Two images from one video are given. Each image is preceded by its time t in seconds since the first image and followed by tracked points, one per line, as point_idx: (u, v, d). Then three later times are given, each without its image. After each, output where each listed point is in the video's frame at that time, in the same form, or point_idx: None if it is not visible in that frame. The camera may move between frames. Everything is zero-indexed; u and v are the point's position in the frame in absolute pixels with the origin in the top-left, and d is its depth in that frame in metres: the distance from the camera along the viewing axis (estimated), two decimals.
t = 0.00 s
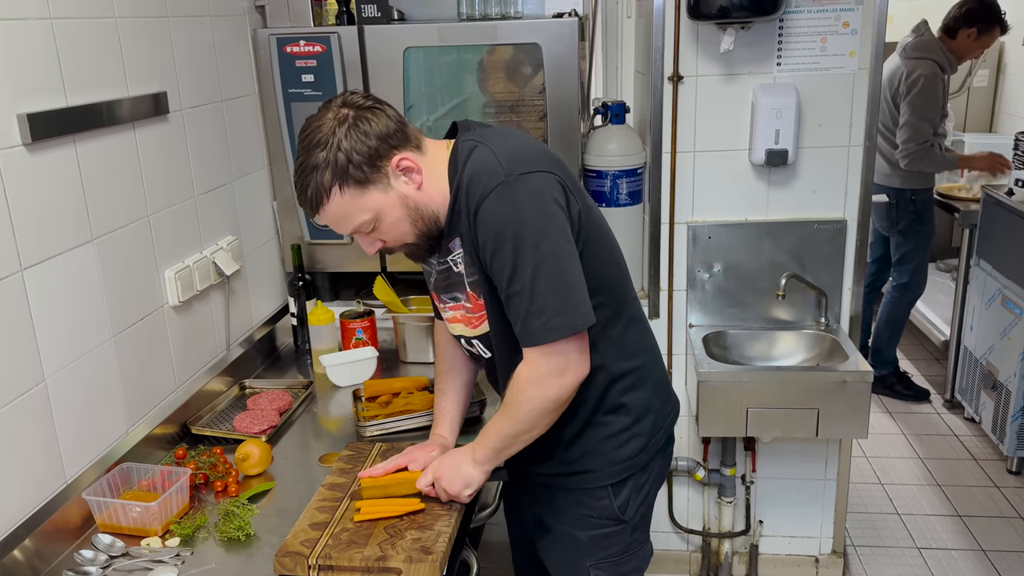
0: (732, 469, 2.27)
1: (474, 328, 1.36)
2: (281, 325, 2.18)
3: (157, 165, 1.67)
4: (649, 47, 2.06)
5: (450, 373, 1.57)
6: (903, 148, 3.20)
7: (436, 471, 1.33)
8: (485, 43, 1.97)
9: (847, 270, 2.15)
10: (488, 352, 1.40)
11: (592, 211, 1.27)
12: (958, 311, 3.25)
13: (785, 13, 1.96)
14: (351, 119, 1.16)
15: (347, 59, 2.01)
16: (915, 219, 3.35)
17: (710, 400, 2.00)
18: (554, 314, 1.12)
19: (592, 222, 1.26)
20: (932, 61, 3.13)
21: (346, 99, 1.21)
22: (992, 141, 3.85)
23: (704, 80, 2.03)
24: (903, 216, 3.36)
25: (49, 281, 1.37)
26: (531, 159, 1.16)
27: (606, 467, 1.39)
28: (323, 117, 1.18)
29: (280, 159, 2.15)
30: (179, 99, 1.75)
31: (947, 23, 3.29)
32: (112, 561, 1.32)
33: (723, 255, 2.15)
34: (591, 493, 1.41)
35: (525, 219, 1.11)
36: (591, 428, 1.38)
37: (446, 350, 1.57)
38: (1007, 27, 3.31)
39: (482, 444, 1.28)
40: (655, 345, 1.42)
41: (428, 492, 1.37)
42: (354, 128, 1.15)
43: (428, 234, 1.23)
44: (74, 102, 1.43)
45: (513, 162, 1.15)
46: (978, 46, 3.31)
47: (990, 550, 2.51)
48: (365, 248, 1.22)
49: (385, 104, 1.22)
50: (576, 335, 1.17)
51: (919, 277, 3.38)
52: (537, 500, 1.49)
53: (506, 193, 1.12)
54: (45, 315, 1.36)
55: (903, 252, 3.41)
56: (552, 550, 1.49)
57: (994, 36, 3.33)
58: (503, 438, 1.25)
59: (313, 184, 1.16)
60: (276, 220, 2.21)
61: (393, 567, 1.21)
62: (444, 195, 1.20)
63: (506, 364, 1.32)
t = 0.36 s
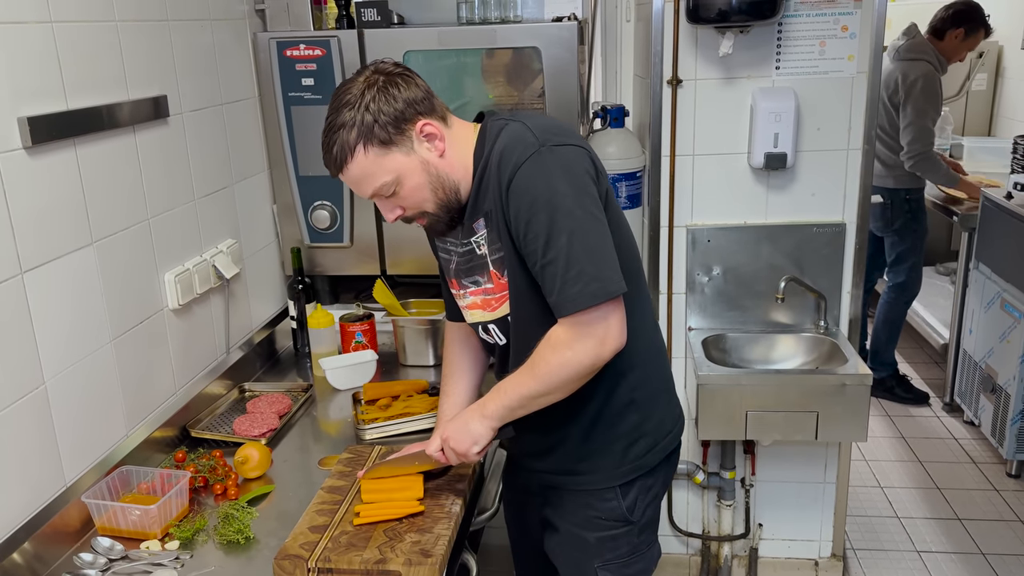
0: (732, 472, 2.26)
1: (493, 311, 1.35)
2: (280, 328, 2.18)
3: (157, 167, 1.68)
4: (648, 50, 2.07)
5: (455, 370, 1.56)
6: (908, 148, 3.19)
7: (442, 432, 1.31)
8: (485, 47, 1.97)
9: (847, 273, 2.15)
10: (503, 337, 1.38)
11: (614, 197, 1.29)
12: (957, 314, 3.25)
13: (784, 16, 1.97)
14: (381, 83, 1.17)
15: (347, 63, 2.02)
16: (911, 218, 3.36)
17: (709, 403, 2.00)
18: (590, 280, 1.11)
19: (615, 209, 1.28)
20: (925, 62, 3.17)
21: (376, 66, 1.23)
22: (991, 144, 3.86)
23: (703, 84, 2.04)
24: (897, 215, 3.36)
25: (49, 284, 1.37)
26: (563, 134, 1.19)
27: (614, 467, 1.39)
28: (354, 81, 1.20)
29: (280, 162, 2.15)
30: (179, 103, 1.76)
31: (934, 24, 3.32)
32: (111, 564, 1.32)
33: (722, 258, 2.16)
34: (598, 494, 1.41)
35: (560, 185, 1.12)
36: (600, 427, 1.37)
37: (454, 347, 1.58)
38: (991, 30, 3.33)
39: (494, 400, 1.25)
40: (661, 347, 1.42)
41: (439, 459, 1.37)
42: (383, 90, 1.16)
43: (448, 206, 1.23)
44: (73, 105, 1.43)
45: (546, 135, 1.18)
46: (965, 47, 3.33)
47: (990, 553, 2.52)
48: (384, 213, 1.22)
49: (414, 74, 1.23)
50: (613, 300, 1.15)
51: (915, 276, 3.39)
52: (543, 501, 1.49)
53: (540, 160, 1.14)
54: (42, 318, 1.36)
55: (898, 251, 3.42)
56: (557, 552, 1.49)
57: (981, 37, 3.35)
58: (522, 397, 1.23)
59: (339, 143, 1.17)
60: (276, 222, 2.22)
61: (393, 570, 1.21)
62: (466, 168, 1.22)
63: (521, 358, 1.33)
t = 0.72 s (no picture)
0: (731, 474, 2.26)
1: (499, 307, 1.35)
2: (279, 331, 2.18)
3: (155, 169, 1.67)
4: (646, 53, 2.07)
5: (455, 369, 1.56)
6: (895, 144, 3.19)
7: (441, 430, 1.31)
8: (483, 49, 1.97)
9: (847, 275, 2.15)
10: (508, 334, 1.38)
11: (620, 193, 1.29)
12: (955, 316, 3.25)
13: (783, 19, 1.97)
14: (391, 79, 1.17)
15: (346, 65, 2.02)
16: (895, 217, 3.36)
17: (708, 405, 2.00)
18: (590, 276, 1.11)
19: (619, 205, 1.28)
20: (908, 61, 3.17)
21: (386, 63, 1.23)
22: (990, 146, 3.87)
23: (701, 86, 2.04)
24: (881, 214, 3.37)
25: (47, 287, 1.37)
26: (570, 131, 1.19)
27: (620, 465, 1.39)
28: (364, 77, 1.20)
29: (279, 164, 2.14)
30: (178, 105, 1.76)
31: (921, 26, 3.34)
32: (110, 567, 1.32)
33: (721, 260, 2.16)
34: (604, 493, 1.41)
35: (565, 181, 1.12)
36: (605, 426, 1.37)
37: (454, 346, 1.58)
38: (978, 29, 3.34)
39: (491, 397, 1.25)
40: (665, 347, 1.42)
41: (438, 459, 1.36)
42: (393, 86, 1.16)
43: (456, 202, 1.23)
44: (71, 108, 1.43)
45: (553, 131, 1.18)
46: (951, 47, 3.34)
47: (988, 554, 2.52)
48: (392, 209, 1.21)
49: (423, 72, 1.23)
50: (610, 297, 1.16)
51: (908, 274, 3.41)
52: (546, 500, 1.49)
53: (546, 156, 1.14)
54: (38, 322, 1.35)
55: (887, 249, 3.42)
56: (560, 553, 1.48)
57: (969, 37, 3.36)
58: (520, 394, 1.22)
59: (349, 137, 1.16)
60: (275, 225, 2.21)
61: (392, 573, 1.21)
62: (474, 165, 1.22)
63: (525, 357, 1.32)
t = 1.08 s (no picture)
0: (729, 475, 2.26)
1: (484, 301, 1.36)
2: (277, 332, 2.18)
3: (153, 170, 1.67)
4: (644, 53, 2.08)
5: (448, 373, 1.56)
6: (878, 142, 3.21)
7: (433, 433, 1.31)
8: (481, 50, 1.97)
9: (844, 275, 2.15)
10: (495, 329, 1.39)
11: (604, 189, 1.29)
12: (953, 316, 3.26)
13: (781, 20, 1.97)
14: (378, 77, 1.18)
15: (344, 66, 2.02)
16: (889, 217, 3.37)
17: (706, 406, 2.00)
18: (572, 266, 1.11)
19: (603, 202, 1.28)
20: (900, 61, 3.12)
21: (373, 62, 1.24)
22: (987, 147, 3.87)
23: (699, 87, 2.04)
24: (876, 213, 3.37)
25: (45, 288, 1.37)
26: (552, 124, 1.20)
27: (608, 463, 1.39)
28: (352, 75, 1.21)
29: (276, 165, 2.14)
30: (175, 106, 1.76)
31: (914, 28, 3.35)
32: (108, 569, 1.32)
33: (719, 260, 2.16)
34: (594, 493, 1.40)
35: (547, 173, 1.12)
36: (593, 424, 1.37)
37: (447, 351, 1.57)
38: (973, 31, 3.35)
39: (481, 396, 1.25)
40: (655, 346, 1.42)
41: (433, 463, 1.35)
42: (380, 83, 1.17)
43: (444, 198, 1.23)
44: (68, 109, 1.42)
45: (535, 125, 1.18)
46: (944, 49, 3.36)
47: (986, 555, 2.52)
48: (381, 206, 1.21)
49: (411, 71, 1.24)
50: (593, 287, 1.15)
51: (900, 273, 3.42)
52: (539, 500, 1.49)
53: (529, 148, 1.14)
54: (35, 324, 1.35)
55: (880, 248, 3.43)
56: (554, 554, 1.48)
57: (964, 38, 3.37)
58: (508, 390, 1.22)
59: (336, 134, 1.17)
60: (272, 226, 2.21)
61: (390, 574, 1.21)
62: (462, 161, 1.22)
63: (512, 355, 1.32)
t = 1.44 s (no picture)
0: (727, 475, 2.26)
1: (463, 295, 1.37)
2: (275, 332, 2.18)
3: (149, 171, 1.67)
4: (641, 54, 2.08)
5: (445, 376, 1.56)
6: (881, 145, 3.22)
7: (419, 434, 1.31)
8: (479, 51, 1.98)
9: (840, 276, 2.16)
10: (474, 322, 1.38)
11: (583, 182, 1.29)
12: (950, 316, 3.26)
13: (778, 20, 1.97)
14: (360, 72, 1.19)
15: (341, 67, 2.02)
16: (883, 216, 3.36)
17: (704, 406, 2.00)
18: (544, 252, 1.10)
19: (581, 197, 1.28)
20: (893, 65, 3.18)
21: (357, 59, 1.25)
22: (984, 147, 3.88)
23: (696, 88, 2.04)
24: (870, 214, 3.37)
25: (41, 288, 1.37)
26: (528, 115, 1.20)
27: (587, 461, 1.38)
28: (336, 71, 1.22)
29: (274, 166, 2.14)
30: (173, 107, 1.76)
31: (904, 32, 3.39)
32: (105, 570, 1.32)
33: (716, 260, 2.16)
34: (577, 498, 1.41)
35: (520, 159, 1.12)
36: (572, 422, 1.36)
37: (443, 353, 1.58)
38: (963, 33, 3.36)
39: (460, 391, 1.24)
40: (636, 346, 1.41)
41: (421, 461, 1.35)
42: (362, 78, 1.19)
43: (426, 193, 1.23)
44: (66, 110, 1.42)
45: (511, 115, 1.19)
46: (933, 52, 3.38)
47: (984, 555, 2.52)
48: (364, 201, 1.22)
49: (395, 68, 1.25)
50: (566, 272, 1.13)
51: (896, 274, 3.42)
52: (528, 503, 1.49)
53: (503, 135, 1.14)
54: (32, 325, 1.35)
55: (877, 249, 3.43)
56: (543, 557, 1.49)
57: (954, 41, 3.38)
58: (485, 382, 1.21)
59: (319, 129, 1.19)
60: (270, 226, 2.21)
61: None
62: (445, 156, 1.22)
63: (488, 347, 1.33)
